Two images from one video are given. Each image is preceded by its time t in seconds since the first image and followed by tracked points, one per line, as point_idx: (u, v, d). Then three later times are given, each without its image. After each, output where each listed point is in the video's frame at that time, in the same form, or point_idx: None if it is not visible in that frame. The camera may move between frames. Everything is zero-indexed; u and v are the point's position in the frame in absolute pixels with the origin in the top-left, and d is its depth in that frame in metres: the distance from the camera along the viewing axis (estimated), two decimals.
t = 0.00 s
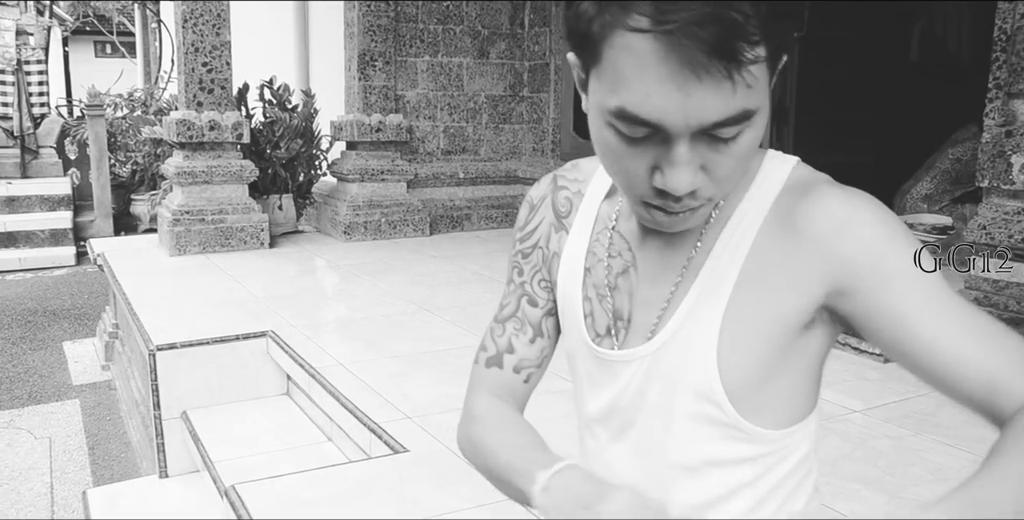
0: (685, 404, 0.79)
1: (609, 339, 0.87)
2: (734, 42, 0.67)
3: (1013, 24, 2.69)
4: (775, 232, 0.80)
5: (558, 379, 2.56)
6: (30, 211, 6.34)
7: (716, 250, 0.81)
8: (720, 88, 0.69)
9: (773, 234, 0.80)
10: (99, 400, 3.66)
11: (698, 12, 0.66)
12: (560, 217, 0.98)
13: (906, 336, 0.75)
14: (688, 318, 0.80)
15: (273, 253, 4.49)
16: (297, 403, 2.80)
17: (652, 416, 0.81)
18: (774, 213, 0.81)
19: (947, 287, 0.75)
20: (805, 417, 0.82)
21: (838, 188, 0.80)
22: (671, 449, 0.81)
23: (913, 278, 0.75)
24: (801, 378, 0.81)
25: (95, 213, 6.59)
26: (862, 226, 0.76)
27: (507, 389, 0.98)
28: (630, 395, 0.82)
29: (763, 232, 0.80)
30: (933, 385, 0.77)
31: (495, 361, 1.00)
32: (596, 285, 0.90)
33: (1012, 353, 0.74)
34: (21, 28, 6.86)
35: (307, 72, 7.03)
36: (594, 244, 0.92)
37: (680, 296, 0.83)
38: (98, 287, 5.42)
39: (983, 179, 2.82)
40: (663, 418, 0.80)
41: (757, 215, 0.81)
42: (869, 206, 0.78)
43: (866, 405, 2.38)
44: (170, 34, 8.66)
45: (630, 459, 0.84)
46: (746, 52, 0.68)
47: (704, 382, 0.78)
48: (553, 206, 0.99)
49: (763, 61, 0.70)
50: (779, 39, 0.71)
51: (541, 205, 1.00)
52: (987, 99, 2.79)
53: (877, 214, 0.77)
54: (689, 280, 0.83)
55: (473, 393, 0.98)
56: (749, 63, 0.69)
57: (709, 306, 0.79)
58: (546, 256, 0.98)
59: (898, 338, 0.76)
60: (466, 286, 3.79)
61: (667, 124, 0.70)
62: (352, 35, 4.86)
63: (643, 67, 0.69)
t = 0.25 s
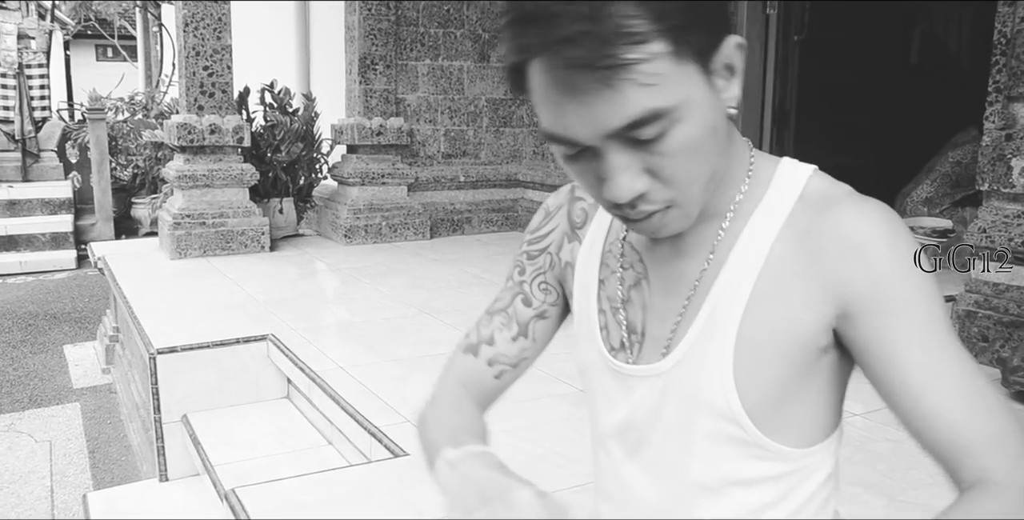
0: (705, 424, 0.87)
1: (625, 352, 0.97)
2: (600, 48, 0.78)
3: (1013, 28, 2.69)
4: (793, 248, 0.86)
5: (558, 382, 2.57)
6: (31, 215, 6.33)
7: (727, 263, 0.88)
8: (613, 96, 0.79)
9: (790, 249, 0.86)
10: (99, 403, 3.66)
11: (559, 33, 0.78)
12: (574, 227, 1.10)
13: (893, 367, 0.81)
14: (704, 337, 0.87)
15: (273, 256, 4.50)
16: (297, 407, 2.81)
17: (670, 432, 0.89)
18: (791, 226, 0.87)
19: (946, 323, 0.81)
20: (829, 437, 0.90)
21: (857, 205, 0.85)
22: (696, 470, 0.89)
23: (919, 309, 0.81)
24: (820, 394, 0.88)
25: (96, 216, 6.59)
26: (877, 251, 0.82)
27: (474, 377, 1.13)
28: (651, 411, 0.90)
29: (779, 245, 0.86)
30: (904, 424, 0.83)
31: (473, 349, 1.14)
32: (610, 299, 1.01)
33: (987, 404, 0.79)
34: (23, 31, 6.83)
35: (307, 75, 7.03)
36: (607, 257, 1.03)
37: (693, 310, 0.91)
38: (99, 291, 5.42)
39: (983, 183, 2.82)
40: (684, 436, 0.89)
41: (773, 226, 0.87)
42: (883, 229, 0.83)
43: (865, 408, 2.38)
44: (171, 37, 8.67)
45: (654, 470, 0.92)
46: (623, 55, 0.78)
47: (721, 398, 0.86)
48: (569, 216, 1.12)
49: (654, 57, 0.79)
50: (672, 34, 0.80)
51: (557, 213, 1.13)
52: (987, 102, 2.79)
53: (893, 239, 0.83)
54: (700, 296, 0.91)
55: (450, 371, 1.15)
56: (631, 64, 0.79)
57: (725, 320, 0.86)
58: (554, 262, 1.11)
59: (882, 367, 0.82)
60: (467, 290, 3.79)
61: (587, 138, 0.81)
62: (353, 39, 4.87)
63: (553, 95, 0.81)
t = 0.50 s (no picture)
0: (705, 441, 0.90)
1: (629, 363, 1.01)
2: (515, 57, 0.84)
3: (1012, 31, 2.70)
4: (794, 261, 0.87)
5: (559, 384, 2.57)
6: (32, 216, 6.34)
7: (727, 275, 0.90)
8: (537, 101, 0.84)
9: (791, 261, 0.87)
10: (100, 405, 3.66)
11: (479, 50, 0.86)
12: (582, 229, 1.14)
13: (868, 389, 0.82)
14: (702, 353, 0.89)
15: (274, 259, 4.50)
16: (298, 409, 2.81)
17: (671, 448, 0.93)
18: (793, 236, 0.87)
19: (936, 351, 0.80)
20: (838, 458, 0.93)
21: (864, 219, 0.85)
22: (697, 487, 0.93)
23: (907, 334, 0.80)
24: (820, 409, 0.90)
25: (97, 218, 6.59)
26: (874, 268, 0.82)
27: (454, 361, 1.14)
28: (653, 426, 0.94)
29: (779, 256, 0.87)
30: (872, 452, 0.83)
31: (460, 330, 1.16)
32: (614, 305, 1.05)
33: (956, 444, 0.78)
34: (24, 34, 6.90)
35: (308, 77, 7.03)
36: (612, 265, 1.06)
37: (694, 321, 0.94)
38: (100, 293, 5.43)
39: (984, 186, 2.83)
40: (684, 451, 0.92)
41: (776, 238, 0.88)
42: (884, 246, 0.82)
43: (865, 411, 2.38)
44: (172, 40, 8.67)
45: (658, 484, 0.96)
46: (537, 59, 0.84)
47: (719, 417, 0.89)
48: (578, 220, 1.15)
49: (568, 55, 0.83)
50: (587, 29, 0.84)
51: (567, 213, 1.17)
52: (987, 105, 2.80)
53: (896, 258, 0.82)
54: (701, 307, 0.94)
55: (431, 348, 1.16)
56: (546, 66, 0.83)
57: (722, 334, 0.88)
58: (558, 261, 1.15)
59: (860, 390, 0.83)
60: (467, 292, 3.79)
61: (533, 143, 0.87)
62: (353, 41, 4.88)
63: (499, 110, 0.88)
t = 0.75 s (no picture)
0: (707, 445, 0.91)
1: (634, 365, 1.01)
2: (501, 48, 0.85)
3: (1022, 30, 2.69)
4: (797, 263, 0.86)
5: (566, 383, 2.57)
6: (41, 215, 6.36)
7: (729, 276, 0.90)
8: (524, 91, 0.85)
9: (794, 262, 0.87)
10: (108, 403, 3.68)
11: (472, 41, 0.88)
12: (593, 233, 1.15)
13: (858, 398, 0.83)
14: (704, 354, 0.90)
15: (281, 257, 4.51)
16: (306, 407, 2.81)
17: (674, 451, 0.94)
18: (798, 238, 0.87)
19: (930, 365, 0.81)
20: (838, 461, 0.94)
21: (870, 221, 0.84)
22: (702, 492, 0.93)
23: (904, 347, 0.80)
24: (817, 410, 0.90)
25: (105, 217, 6.61)
26: (876, 275, 0.81)
27: (485, 381, 1.16)
28: (658, 428, 0.95)
29: (783, 258, 0.87)
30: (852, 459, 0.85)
31: (489, 350, 1.18)
32: (620, 307, 1.05)
33: (935, 465, 0.79)
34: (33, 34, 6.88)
35: (316, 77, 7.03)
36: (619, 265, 1.07)
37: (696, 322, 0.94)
38: (108, 292, 5.45)
39: (993, 185, 2.82)
40: (687, 455, 0.93)
41: (781, 238, 0.88)
42: (889, 252, 0.82)
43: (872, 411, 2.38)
44: (180, 39, 8.69)
45: (661, 487, 0.97)
46: (524, 49, 0.85)
47: (721, 420, 0.89)
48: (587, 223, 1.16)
49: (554, 45, 0.84)
50: (574, 21, 0.85)
51: (578, 219, 1.18)
52: (996, 104, 2.79)
53: (901, 265, 0.81)
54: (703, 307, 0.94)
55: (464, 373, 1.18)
56: (532, 55, 0.84)
57: (723, 336, 0.88)
58: (571, 267, 1.16)
59: (848, 397, 0.84)
60: (474, 291, 3.79)
61: (523, 134, 0.88)
62: (361, 40, 4.89)
63: (492, 102, 0.89)
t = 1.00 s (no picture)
0: (710, 448, 0.91)
1: (641, 366, 1.01)
2: (507, 46, 0.86)
3: None
4: (801, 267, 0.86)
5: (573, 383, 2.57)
6: (50, 214, 6.39)
7: (733, 278, 0.90)
8: (529, 89, 0.86)
9: (797, 267, 0.86)
10: (116, 401, 3.69)
11: (479, 38, 0.89)
12: (604, 236, 1.15)
13: (849, 408, 0.83)
14: (708, 356, 0.90)
15: (289, 256, 4.52)
16: (313, 406, 2.82)
17: (678, 453, 0.94)
18: (803, 242, 0.87)
19: (924, 379, 0.81)
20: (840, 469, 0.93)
21: (876, 229, 0.83)
22: (706, 495, 0.93)
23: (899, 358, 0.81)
24: (817, 415, 0.90)
25: (113, 216, 6.63)
26: (880, 282, 0.81)
27: (533, 404, 1.16)
28: (663, 431, 0.95)
29: (787, 262, 0.87)
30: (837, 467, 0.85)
31: (530, 372, 1.18)
32: (628, 309, 1.05)
33: (919, 482, 0.80)
34: (42, 33, 7.11)
35: (324, 76, 7.05)
36: (628, 267, 1.07)
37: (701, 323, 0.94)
38: (117, 290, 5.46)
39: (1002, 186, 2.81)
40: (690, 458, 0.93)
41: (786, 242, 0.87)
42: (894, 262, 0.81)
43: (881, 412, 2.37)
44: (188, 38, 8.71)
45: (666, 490, 0.97)
46: (529, 48, 0.85)
47: (724, 423, 0.89)
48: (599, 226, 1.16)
49: (559, 44, 0.85)
50: (579, 20, 0.85)
51: (591, 224, 1.18)
52: (1006, 105, 2.78)
53: (905, 276, 0.81)
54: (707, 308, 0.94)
55: (515, 398, 1.18)
56: (538, 54, 0.85)
57: (726, 338, 0.89)
58: (587, 273, 1.15)
59: (839, 405, 0.84)
60: (481, 291, 3.80)
61: (528, 132, 0.88)
62: (369, 40, 4.90)
63: (498, 100, 0.90)
